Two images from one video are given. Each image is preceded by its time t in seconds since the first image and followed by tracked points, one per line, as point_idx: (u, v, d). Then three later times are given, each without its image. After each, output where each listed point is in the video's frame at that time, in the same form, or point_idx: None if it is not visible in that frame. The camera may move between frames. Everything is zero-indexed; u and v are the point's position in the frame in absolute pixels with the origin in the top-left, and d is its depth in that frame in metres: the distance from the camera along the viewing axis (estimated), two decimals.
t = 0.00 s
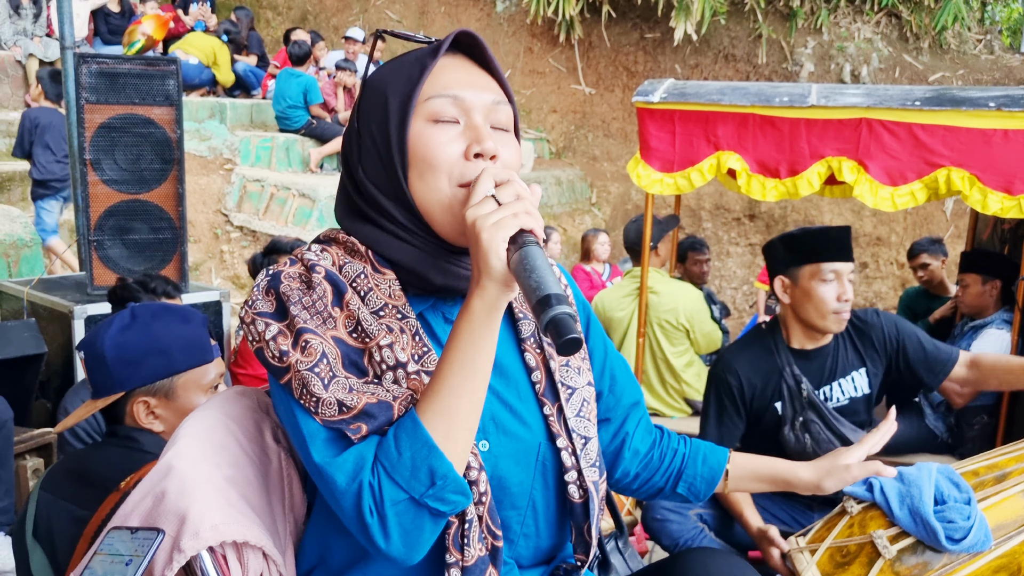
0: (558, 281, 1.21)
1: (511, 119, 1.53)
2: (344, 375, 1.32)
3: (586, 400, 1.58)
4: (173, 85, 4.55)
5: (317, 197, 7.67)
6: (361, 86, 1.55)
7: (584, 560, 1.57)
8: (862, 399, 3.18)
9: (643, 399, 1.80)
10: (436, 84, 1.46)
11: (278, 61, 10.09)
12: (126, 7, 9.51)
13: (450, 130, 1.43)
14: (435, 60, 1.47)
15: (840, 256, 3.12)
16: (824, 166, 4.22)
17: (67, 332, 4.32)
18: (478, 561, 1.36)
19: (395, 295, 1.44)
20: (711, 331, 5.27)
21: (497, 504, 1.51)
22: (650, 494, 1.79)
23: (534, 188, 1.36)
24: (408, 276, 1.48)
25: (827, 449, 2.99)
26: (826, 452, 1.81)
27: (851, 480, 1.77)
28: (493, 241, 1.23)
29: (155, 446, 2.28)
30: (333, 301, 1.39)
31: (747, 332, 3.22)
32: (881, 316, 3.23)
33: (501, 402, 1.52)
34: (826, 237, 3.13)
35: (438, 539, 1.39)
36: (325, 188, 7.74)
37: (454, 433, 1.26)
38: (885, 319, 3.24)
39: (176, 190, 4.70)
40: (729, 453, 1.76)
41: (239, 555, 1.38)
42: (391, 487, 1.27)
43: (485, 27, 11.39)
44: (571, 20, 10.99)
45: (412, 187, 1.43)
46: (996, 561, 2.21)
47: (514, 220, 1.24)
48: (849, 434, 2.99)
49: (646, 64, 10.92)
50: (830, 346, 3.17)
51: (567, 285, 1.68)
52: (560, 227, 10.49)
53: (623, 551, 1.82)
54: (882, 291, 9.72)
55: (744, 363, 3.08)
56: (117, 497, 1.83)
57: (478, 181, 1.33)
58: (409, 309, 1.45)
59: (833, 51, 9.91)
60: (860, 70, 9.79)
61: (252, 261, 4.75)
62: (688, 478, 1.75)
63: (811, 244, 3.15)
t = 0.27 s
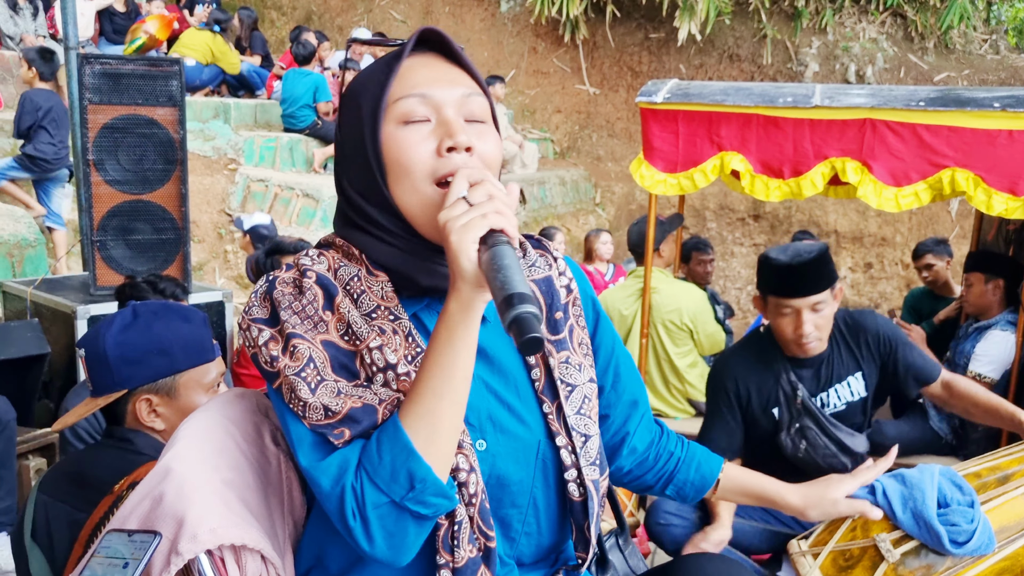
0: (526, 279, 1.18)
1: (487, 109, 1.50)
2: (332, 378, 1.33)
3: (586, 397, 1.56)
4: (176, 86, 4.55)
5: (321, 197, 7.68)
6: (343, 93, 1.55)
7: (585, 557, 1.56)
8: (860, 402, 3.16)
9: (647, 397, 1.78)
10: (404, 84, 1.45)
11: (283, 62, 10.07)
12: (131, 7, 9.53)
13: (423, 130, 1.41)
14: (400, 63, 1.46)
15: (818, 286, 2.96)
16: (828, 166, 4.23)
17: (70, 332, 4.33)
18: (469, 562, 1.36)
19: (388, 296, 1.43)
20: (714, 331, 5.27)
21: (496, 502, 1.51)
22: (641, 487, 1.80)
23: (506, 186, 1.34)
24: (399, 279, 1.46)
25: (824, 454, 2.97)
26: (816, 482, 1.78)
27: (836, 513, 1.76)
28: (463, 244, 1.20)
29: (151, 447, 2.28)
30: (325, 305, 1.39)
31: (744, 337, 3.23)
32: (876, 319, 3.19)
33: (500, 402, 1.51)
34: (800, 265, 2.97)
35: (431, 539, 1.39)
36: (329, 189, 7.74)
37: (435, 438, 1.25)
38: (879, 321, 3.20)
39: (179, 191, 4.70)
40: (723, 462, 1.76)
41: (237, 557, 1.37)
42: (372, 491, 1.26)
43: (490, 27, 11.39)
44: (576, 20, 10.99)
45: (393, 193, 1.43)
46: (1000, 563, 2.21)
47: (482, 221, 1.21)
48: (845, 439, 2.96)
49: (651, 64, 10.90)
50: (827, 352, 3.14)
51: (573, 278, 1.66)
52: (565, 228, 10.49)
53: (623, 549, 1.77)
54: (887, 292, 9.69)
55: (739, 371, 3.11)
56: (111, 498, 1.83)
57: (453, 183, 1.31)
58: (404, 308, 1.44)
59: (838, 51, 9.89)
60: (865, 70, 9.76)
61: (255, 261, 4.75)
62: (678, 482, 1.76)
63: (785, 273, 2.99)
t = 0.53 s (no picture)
0: (533, 282, 1.17)
1: (486, 109, 1.49)
2: (343, 382, 1.32)
3: (595, 400, 1.56)
4: (179, 86, 4.55)
5: (326, 197, 7.68)
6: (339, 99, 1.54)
7: (592, 560, 1.56)
8: (861, 408, 3.15)
9: (652, 399, 1.76)
10: (399, 92, 1.43)
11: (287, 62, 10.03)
12: (134, 7, 9.54)
13: (422, 137, 1.40)
14: (391, 71, 1.44)
15: (813, 290, 3.04)
16: (832, 166, 4.21)
17: (74, 333, 4.33)
18: (477, 565, 1.36)
19: (398, 299, 1.41)
20: (718, 331, 5.27)
21: (504, 504, 1.51)
22: (646, 487, 1.79)
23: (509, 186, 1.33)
24: (407, 284, 1.45)
25: (824, 457, 3.00)
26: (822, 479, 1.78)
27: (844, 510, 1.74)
28: (464, 245, 1.19)
29: (152, 447, 2.27)
30: (335, 307, 1.39)
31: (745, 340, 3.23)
32: (878, 324, 3.17)
33: (509, 404, 1.51)
34: (795, 269, 3.05)
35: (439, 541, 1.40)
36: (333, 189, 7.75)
37: (444, 440, 1.25)
38: (880, 326, 3.18)
39: (183, 190, 4.70)
40: (728, 461, 1.76)
41: (238, 558, 1.37)
42: (382, 496, 1.26)
43: (494, 27, 11.39)
44: (579, 20, 10.97)
45: (396, 200, 1.42)
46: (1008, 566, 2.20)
47: (485, 222, 1.20)
48: (844, 440, 3.01)
49: (655, 64, 10.90)
50: (826, 356, 3.13)
51: (581, 279, 1.64)
52: (569, 228, 10.49)
53: (629, 553, 1.75)
54: (891, 292, 9.65)
55: (738, 376, 3.11)
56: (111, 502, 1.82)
57: (454, 182, 1.31)
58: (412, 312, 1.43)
59: (842, 51, 9.88)
60: (870, 70, 9.78)
61: (259, 261, 4.75)
62: (684, 481, 1.75)
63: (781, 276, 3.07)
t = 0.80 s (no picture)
0: (570, 299, 1.19)
1: (528, 124, 1.51)
2: (349, 380, 1.32)
3: (590, 403, 1.57)
4: (182, 85, 4.56)
5: (328, 196, 7.68)
6: (376, 81, 1.52)
7: (589, 563, 1.56)
8: (867, 395, 3.13)
9: (647, 400, 1.79)
10: (456, 85, 1.43)
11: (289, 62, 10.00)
12: (138, 7, 9.55)
13: (468, 132, 1.40)
14: (456, 61, 1.45)
15: (847, 270, 3.04)
16: (835, 166, 4.21)
17: (77, 332, 4.34)
18: (479, 567, 1.36)
19: (400, 298, 1.43)
20: (721, 330, 5.26)
21: (500, 507, 1.50)
22: (651, 497, 1.78)
23: (546, 196, 1.33)
24: (412, 280, 1.46)
25: (830, 446, 2.94)
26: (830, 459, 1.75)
27: (857, 489, 1.71)
28: (506, 255, 1.21)
29: (152, 447, 2.28)
30: (338, 304, 1.38)
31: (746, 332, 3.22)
32: (886, 313, 3.19)
33: (507, 408, 1.51)
34: (835, 247, 3.04)
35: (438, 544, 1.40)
36: (336, 188, 7.75)
37: (463, 444, 1.25)
38: (889, 315, 3.19)
39: (185, 190, 4.71)
40: (730, 457, 1.75)
41: (239, 556, 1.37)
42: (399, 498, 1.25)
43: (497, 27, 11.40)
44: (582, 20, 10.96)
45: (424, 187, 1.41)
46: (1009, 565, 2.17)
47: (528, 233, 1.22)
48: (850, 430, 2.95)
49: (658, 64, 10.91)
50: (834, 343, 3.12)
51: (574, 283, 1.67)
52: (571, 227, 10.50)
53: (625, 553, 1.78)
54: (895, 292, 9.61)
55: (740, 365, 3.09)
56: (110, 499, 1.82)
57: (493, 190, 1.29)
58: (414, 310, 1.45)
59: (845, 51, 9.87)
60: (873, 70, 9.76)
61: (261, 260, 4.75)
62: (689, 484, 1.74)
63: (822, 251, 3.06)
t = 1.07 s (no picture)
0: (566, 313, 1.20)
1: (525, 124, 1.51)
2: (346, 389, 1.31)
3: (594, 405, 1.56)
4: (184, 86, 4.56)
5: (330, 197, 7.69)
6: (372, 82, 1.52)
7: (591, 565, 1.56)
8: (875, 400, 3.09)
9: (652, 404, 1.79)
10: (450, 88, 1.43)
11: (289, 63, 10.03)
12: (139, 8, 9.56)
13: (462, 138, 1.40)
14: (448, 62, 1.44)
15: (874, 278, 2.97)
16: (836, 167, 4.21)
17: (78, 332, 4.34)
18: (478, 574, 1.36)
19: (400, 304, 1.42)
20: (722, 331, 5.25)
21: (502, 510, 1.51)
22: (644, 499, 1.79)
23: (543, 205, 1.35)
24: (411, 287, 1.46)
25: (845, 453, 2.88)
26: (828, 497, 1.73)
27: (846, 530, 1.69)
28: (500, 267, 1.21)
29: (148, 450, 2.29)
30: (336, 311, 1.37)
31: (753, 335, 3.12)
32: (895, 319, 3.17)
33: (508, 410, 1.51)
34: (861, 252, 2.96)
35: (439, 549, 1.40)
36: (337, 189, 7.75)
37: (457, 457, 1.25)
38: (897, 322, 3.18)
39: (186, 191, 4.71)
40: (729, 476, 1.74)
41: (238, 558, 1.37)
42: (393, 511, 1.26)
43: (498, 27, 11.41)
44: (584, 20, 10.95)
45: (421, 195, 1.41)
46: (1006, 567, 2.20)
47: (522, 245, 1.22)
48: (862, 435, 2.91)
49: (659, 64, 10.89)
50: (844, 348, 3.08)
51: (580, 283, 1.67)
52: (572, 228, 10.51)
53: (627, 553, 1.74)
54: (896, 293, 9.61)
55: (749, 372, 2.99)
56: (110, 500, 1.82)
57: (488, 201, 1.30)
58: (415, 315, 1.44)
59: (847, 51, 9.85)
60: (875, 70, 9.74)
61: (263, 261, 4.75)
62: (684, 494, 1.74)
63: (849, 256, 2.98)
